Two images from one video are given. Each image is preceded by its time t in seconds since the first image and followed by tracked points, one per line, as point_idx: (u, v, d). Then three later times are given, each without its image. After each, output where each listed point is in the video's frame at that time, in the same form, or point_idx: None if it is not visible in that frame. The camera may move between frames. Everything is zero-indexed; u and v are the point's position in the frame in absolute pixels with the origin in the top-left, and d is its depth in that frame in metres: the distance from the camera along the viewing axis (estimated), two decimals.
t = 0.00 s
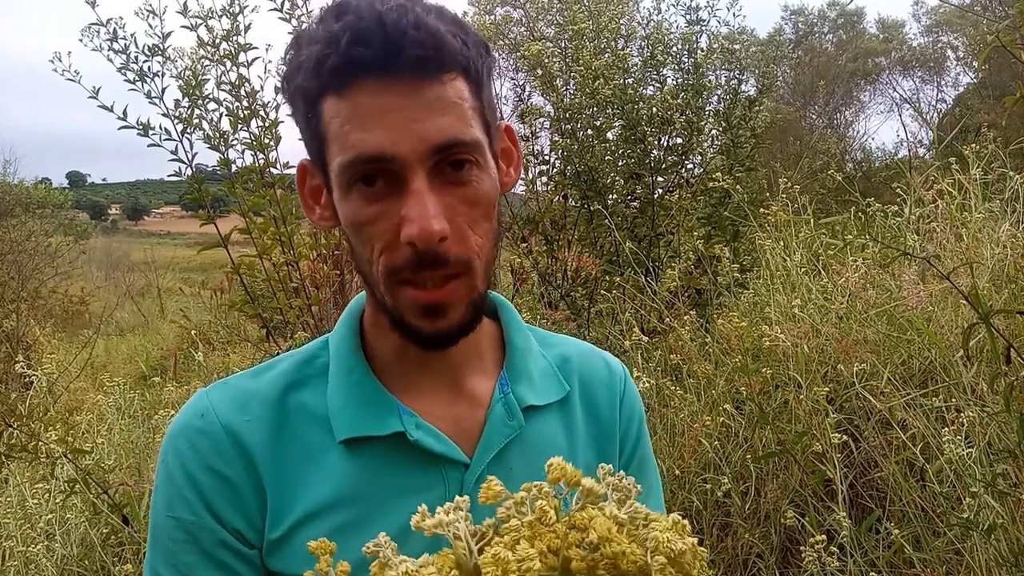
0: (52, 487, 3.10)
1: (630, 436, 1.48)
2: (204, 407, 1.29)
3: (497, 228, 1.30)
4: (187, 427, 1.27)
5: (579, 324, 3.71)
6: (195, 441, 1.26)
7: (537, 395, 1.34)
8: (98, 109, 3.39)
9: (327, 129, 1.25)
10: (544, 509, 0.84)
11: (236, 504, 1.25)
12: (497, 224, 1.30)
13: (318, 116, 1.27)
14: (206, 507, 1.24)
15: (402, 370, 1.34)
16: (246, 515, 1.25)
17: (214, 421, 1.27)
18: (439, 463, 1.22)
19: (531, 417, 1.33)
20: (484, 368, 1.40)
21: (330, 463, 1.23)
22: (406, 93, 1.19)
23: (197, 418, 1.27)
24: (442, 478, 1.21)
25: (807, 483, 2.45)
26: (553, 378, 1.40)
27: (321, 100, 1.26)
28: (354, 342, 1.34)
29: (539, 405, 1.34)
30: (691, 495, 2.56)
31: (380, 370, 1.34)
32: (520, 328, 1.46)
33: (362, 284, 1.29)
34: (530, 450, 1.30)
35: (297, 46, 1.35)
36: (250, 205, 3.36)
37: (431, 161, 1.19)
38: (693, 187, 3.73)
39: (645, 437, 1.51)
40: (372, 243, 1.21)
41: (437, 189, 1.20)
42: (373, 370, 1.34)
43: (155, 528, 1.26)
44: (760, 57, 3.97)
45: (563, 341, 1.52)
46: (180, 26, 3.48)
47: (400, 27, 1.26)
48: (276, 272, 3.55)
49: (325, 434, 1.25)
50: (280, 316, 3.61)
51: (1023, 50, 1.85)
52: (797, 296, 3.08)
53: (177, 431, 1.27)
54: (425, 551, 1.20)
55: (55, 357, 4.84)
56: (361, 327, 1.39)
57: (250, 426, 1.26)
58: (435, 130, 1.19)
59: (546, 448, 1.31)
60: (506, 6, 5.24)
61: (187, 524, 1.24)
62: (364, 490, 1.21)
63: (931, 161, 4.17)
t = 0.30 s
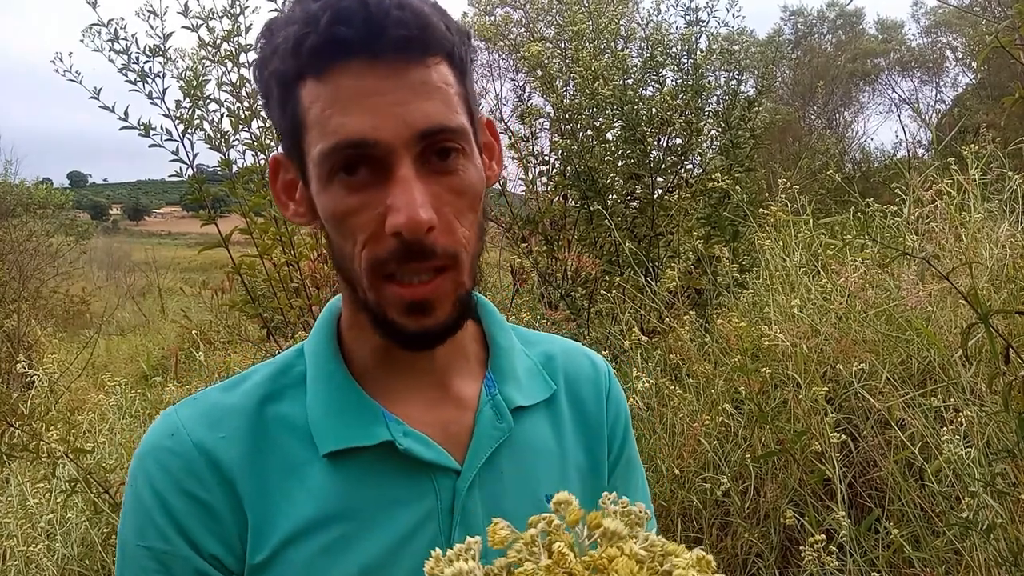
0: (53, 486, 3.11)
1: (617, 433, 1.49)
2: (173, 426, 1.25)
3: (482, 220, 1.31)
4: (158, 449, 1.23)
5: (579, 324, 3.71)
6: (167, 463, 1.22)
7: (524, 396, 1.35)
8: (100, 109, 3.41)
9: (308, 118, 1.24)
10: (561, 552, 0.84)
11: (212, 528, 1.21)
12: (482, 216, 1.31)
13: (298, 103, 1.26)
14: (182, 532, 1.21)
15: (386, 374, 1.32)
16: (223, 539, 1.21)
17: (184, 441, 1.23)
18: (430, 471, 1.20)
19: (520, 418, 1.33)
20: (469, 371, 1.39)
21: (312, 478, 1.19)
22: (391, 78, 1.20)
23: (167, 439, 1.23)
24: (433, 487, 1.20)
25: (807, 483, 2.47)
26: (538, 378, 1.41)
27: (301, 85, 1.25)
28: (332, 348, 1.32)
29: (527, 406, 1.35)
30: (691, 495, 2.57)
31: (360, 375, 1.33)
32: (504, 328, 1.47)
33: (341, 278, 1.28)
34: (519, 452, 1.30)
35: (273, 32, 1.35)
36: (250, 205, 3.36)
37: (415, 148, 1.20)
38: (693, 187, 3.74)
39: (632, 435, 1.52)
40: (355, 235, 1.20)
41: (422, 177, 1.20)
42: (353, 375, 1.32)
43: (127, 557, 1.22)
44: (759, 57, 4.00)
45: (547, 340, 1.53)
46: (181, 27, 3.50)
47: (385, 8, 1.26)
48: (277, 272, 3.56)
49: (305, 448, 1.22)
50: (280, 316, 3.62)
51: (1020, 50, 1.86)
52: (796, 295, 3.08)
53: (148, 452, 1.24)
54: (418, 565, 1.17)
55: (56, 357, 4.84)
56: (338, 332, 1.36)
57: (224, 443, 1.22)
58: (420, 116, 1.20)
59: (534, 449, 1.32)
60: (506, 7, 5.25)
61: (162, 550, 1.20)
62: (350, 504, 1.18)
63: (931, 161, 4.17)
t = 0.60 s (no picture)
0: (53, 486, 3.11)
1: (604, 433, 1.43)
2: (143, 431, 1.15)
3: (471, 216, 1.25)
4: (127, 457, 1.13)
5: (579, 324, 3.71)
6: (137, 471, 1.13)
7: (512, 396, 1.29)
8: (100, 109, 3.41)
9: (290, 103, 1.17)
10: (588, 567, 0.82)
11: (187, 540, 1.13)
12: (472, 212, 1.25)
13: (279, 87, 1.19)
14: (154, 546, 1.12)
15: (370, 377, 1.25)
16: (199, 551, 1.13)
17: (155, 447, 1.14)
18: (418, 476, 1.13)
19: (508, 419, 1.27)
20: (455, 371, 1.33)
21: (294, 486, 1.12)
22: (382, 62, 1.13)
23: (136, 445, 1.14)
24: (422, 494, 1.13)
25: (807, 482, 2.47)
26: (525, 378, 1.35)
27: (284, 68, 1.18)
28: (314, 347, 1.24)
29: (515, 406, 1.29)
30: (691, 495, 2.57)
31: (343, 377, 1.24)
32: (488, 327, 1.41)
33: (321, 274, 1.21)
34: (509, 455, 1.24)
35: (256, 13, 1.27)
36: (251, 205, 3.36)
37: (406, 139, 1.14)
38: (693, 187, 3.74)
39: (618, 437, 1.46)
40: (338, 228, 1.14)
41: (412, 169, 1.14)
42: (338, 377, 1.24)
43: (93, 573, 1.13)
44: (759, 57, 4.01)
45: (530, 338, 1.47)
46: (181, 27, 3.50)
47: None
48: (277, 272, 3.56)
49: (285, 454, 1.14)
50: (280, 316, 3.62)
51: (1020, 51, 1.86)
52: (796, 295, 3.08)
53: (115, 461, 1.14)
54: None
55: (57, 357, 4.85)
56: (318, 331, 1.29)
57: (199, 450, 1.14)
58: (411, 104, 1.14)
59: (524, 450, 1.26)
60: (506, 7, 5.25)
61: (133, 565, 1.12)
62: (335, 513, 1.10)
63: (931, 161, 4.18)
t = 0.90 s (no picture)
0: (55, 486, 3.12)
1: (580, 439, 1.43)
2: (106, 434, 1.10)
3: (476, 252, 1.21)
4: (90, 460, 1.08)
5: (580, 324, 3.72)
6: (101, 475, 1.07)
7: (487, 399, 1.28)
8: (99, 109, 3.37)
9: (325, 101, 1.09)
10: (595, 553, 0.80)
11: (154, 545, 1.08)
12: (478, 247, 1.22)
13: (320, 85, 1.10)
14: (118, 553, 1.07)
15: (334, 381, 1.21)
16: (166, 557, 1.09)
17: (121, 451, 1.08)
18: (391, 477, 1.11)
19: (482, 421, 1.26)
20: (429, 373, 1.31)
21: (263, 489, 1.08)
22: (439, 93, 1.08)
23: (100, 448, 1.08)
24: (394, 495, 1.11)
25: (806, 482, 2.48)
26: (500, 381, 1.34)
27: (331, 68, 1.10)
28: (285, 349, 1.20)
29: (490, 409, 1.28)
30: (691, 494, 2.59)
31: (314, 378, 1.21)
32: (463, 331, 1.39)
33: (314, 277, 1.14)
34: (484, 457, 1.23)
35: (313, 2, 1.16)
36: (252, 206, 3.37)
37: (442, 171, 1.08)
38: (692, 187, 3.76)
39: (593, 444, 1.46)
40: (349, 241, 1.08)
41: (440, 202, 1.09)
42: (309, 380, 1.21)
43: None
44: (759, 57, 4.02)
45: (506, 344, 1.46)
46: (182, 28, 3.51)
47: (454, 21, 1.15)
48: (278, 273, 3.57)
49: (254, 456, 1.10)
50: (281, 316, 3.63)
51: (1017, 52, 1.87)
52: (795, 295, 3.10)
53: (78, 465, 1.08)
54: None
55: (58, 357, 4.86)
56: (291, 334, 1.26)
57: (167, 453, 1.09)
58: (457, 140, 1.09)
59: (498, 452, 1.25)
60: (506, 7, 5.13)
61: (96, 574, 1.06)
62: (306, 516, 1.07)
63: (929, 161, 4.19)
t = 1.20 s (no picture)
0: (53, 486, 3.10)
1: (558, 447, 1.44)
2: (74, 434, 1.06)
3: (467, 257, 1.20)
4: (56, 460, 1.04)
5: (580, 324, 3.71)
6: (68, 477, 1.03)
7: (466, 408, 1.26)
8: (99, 109, 3.40)
9: (337, 89, 1.07)
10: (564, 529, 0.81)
11: (121, 551, 1.04)
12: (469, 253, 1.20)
13: (332, 72, 1.08)
14: (84, 558, 1.02)
15: (306, 390, 1.19)
16: (133, 564, 1.04)
17: (89, 452, 1.04)
18: (366, 486, 1.09)
19: (461, 431, 1.24)
20: (407, 380, 1.29)
21: (235, 495, 1.05)
22: (453, 93, 1.07)
23: (67, 449, 1.04)
24: (368, 504, 1.09)
25: (807, 483, 2.47)
26: (480, 390, 1.32)
27: (347, 57, 1.08)
28: (261, 351, 1.17)
29: (469, 418, 1.26)
30: (691, 495, 2.57)
31: (290, 383, 1.19)
32: (444, 338, 1.37)
33: (303, 267, 1.11)
34: (461, 467, 1.21)
35: None
36: (250, 205, 3.35)
37: (448, 171, 1.07)
38: (693, 187, 3.74)
39: (569, 455, 1.46)
40: (348, 233, 1.05)
41: (442, 202, 1.08)
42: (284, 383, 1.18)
43: None
44: (759, 56, 4.01)
45: (487, 351, 1.45)
46: (181, 27, 3.49)
47: (475, 24, 1.15)
48: (277, 272, 3.55)
49: (227, 461, 1.07)
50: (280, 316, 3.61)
51: (1020, 51, 1.86)
52: (796, 296, 3.08)
53: (44, 465, 1.04)
54: None
55: (56, 357, 4.84)
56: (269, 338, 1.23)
57: (138, 456, 1.05)
58: (467, 142, 1.07)
59: (476, 463, 1.23)
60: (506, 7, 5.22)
61: None
62: (278, 523, 1.05)
63: (931, 161, 4.18)
